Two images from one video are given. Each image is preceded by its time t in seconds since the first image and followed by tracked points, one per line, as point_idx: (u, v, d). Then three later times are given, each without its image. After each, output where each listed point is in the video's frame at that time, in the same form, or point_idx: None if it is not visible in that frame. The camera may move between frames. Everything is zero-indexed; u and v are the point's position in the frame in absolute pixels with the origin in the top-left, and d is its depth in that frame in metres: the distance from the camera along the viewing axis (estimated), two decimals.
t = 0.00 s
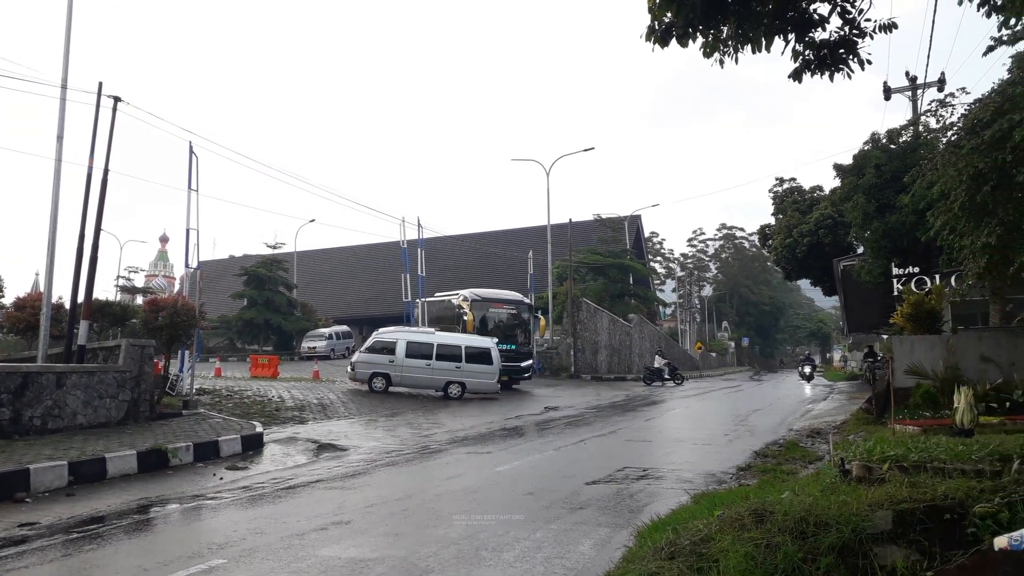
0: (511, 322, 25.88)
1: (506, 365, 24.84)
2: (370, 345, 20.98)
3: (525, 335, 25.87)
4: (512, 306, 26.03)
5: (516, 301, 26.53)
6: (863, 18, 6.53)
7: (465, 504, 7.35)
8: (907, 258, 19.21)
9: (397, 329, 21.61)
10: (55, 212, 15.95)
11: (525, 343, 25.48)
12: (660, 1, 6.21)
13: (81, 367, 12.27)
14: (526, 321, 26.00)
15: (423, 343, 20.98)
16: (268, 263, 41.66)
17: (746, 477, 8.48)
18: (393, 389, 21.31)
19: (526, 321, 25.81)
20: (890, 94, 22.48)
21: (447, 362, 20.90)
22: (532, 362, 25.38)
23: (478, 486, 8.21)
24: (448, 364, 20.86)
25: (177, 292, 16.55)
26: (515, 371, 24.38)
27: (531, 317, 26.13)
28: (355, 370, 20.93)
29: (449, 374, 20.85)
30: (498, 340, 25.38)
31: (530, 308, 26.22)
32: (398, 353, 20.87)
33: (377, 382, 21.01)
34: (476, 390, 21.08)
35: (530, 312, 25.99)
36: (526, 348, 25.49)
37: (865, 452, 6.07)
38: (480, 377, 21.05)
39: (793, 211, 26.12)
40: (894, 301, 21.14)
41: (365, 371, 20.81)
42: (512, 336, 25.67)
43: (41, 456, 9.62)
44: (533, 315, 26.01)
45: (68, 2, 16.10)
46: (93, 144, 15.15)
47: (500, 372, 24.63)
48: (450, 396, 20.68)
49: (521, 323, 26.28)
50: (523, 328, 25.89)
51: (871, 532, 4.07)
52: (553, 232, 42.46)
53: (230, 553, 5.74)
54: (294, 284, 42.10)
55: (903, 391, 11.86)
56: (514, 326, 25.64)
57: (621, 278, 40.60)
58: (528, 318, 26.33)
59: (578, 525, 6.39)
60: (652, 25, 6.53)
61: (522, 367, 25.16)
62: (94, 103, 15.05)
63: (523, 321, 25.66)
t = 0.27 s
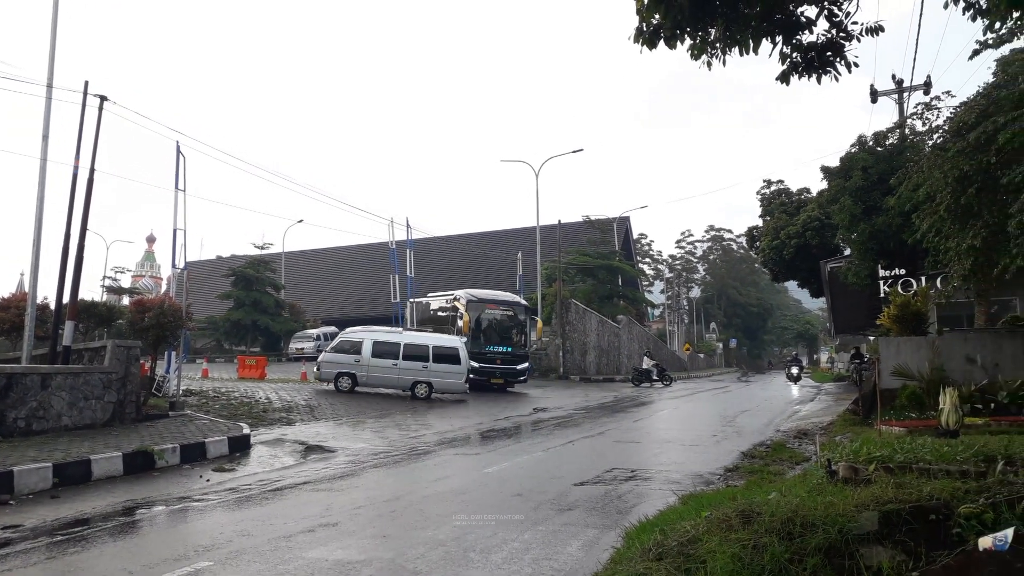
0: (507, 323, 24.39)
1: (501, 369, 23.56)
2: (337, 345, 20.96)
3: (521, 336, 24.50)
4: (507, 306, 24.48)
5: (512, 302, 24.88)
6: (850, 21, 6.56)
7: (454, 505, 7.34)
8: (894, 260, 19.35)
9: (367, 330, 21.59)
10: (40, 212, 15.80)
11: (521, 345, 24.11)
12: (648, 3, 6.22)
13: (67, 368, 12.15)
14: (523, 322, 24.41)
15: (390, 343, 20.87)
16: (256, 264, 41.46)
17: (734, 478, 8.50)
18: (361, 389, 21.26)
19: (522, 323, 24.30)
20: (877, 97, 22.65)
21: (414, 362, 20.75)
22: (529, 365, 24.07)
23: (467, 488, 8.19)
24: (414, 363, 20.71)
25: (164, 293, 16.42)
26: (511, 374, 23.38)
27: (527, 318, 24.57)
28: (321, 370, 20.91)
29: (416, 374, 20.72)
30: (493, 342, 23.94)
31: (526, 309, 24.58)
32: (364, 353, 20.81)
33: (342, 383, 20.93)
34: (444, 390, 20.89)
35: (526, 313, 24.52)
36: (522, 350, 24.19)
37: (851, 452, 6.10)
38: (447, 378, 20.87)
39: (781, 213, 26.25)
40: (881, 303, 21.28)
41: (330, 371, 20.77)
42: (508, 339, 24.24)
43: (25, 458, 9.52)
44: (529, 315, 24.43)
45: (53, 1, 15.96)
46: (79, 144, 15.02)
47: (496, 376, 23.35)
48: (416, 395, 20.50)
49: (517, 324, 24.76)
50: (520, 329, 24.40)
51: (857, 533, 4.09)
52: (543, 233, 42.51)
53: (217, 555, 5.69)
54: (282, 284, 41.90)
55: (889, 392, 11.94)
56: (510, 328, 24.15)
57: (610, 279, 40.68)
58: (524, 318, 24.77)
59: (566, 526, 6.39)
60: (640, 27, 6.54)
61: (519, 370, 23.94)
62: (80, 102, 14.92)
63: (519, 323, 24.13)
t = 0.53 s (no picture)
0: (505, 322, 23.65)
1: (500, 369, 23.04)
2: (304, 342, 20.90)
3: (519, 334, 23.82)
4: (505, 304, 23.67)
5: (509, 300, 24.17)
6: (840, 21, 6.59)
7: (444, 504, 7.32)
8: (883, 260, 19.46)
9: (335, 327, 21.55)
10: (28, 210, 15.67)
11: (520, 345, 23.56)
12: (640, 2, 6.21)
13: (54, 366, 12.06)
14: (521, 321, 23.79)
15: (358, 340, 20.89)
16: (246, 262, 41.27)
17: (724, 476, 8.53)
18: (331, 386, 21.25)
19: (521, 321, 23.68)
20: (866, 97, 22.77)
21: (384, 359, 20.78)
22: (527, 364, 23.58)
23: (457, 486, 8.18)
24: (383, 360, 20.73)
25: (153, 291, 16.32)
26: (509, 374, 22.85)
27: (525, 316, 23.95)
28: (289, 368, 20.84)
29: (386, 371, 20.73)
30: (491, 342, 23.36)
31: (524, 308, 23.92)
32: (333, 351, 20.79)
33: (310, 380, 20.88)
34: (414, 386, 20.91)
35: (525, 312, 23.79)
36: (520, 349, 23.58)
37: (840, 451, 6.13)
38: (416, 374, 20.89)
39: (771, 213, 26.35)
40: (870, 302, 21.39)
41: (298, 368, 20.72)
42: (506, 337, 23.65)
43: (12, 457, 9.45)
44: (528, 314, 23.77)
45: None
46: (68, 140, 14.90)
47: (494, 376, 22.84)
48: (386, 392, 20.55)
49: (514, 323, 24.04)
50: (518, 328, 23.79)
51: (846, 531, 4.10)
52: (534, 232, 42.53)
53: (206, 555, 5.66)
54: (272, 283, 41.70)
55: (878, 391, 12.01)
56: (508, 327, 23.50)
57: (601, 278, 40.73)
58: (521, 316, 24.13)
59: (556, 525, 6.39)
60: (631, 26, 6.54)
61: (517, 370, 23.35)
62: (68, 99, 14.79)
63: (517, 322, 23.48)
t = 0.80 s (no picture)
0: (506, 322, 23.31)
1: (501, 370, 22.78)
2: (280, 340, 20.91)
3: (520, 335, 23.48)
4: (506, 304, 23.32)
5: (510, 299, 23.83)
6: (835, 21, 6.61)
7: (440, 504, 7.32)
8: (878, 259, 19.51)
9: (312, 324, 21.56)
10: (22, 209, 15.61)
11: (521, 345, 23.29)
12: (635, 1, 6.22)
13: (49, 366, 12.02)
14: (522, 321, 23.51)
15: (333, 338, 20.89)
16: (241, 262, 41.18)
17: (719, 475, 8.55)
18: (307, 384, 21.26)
19: (522, 322, 23.40)
20: (861, 98, 22.84)
21: (359, 356, 20.76)
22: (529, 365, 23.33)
23: (453, 486, 8.17)
24: (358, 358, 20.72)
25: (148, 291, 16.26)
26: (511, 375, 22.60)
27: (526, 317, 23.66)
28: (265, 366, 20.86)
29: (361, 369, 20.72)
30: (492, 342, 22.98)
31: (525, 308, 23.63)
32: (308, 348, 20.80)
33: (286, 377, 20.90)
34: (390, 383, 20.89)
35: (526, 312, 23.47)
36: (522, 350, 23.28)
37: (835, 450, 6.15)
38: (391, 372, 20.85)
39: (766, 213, 26.40)
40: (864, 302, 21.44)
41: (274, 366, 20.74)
42: (507, 338, 23.34)
43: (7, 457, 9.42)
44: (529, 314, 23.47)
45: None
46: (62, 139, 14.84)
47: (496, 377, 22.58)
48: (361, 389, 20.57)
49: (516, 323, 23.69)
50: (519, 328, 23.50)
51: (842, 530, 4.11)
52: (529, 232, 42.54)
53: (201, 555, 5.65)
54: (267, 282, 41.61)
55: (873, 391, 12.05)
56: (509, 328, 23.18)
57: (596, 278, 40.75)
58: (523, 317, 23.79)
59: (552, 524, 6.39)
60: (627, 25, 6.54)
61: (519, 371, 23.07)
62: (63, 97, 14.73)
63: (518, 323, 23.19)
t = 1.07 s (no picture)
0: (512, 321, 23.08)
1: (508, 370, 22.63)
2: (259, 337, 20.98)
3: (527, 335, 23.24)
4: (512, 304, 23.12)
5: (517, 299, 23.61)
6: (836, 20, 6.60)
7: (441, 502, 7.33)
8: (879, 259, 19.50)
9: (291, 322, 21.63)
10: (22, 208, 15.61)
11: (528, 345, 23.08)
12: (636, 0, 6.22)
13: (49, 365, 12.01)
14: (529, 320, 23.30)
15: (314, 334, 20.99)
16: (241, 261, 41.18)
17: (720, 474, 8.55)
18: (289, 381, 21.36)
19: (528, 321, 23.20)
20: (862, 96, 22.82)
21: (339, 353, 20.85)
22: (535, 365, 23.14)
23: (454, 485, 8.19)
24: (338, 354, 20.80)
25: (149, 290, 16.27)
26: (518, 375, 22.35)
27: (533, 316, 23.44)
28: (245, 363, 20.92)
29: (341, 365, 20.79)
30: (499, 342, 22.75)
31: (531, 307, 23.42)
32: (288, 345, 20.88)
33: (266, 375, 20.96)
34: (370, 380, 20.95)
35: (532, 311, 23.21)
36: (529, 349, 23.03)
37: (835, 450, 6.15)
38: (372, 368, 20.91)
39: (767, 212, 26.39)
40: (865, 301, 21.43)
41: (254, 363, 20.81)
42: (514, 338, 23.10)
43: (8, 456, 9.42)
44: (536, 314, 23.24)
45: None
46: (62, 138, 14.83)
47: (502, 377, 22.42)
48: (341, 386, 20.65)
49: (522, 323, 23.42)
50: (525, 327, 23.30)
51: (843, 530, 4.11)
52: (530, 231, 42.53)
53: (202, 554, 5.64)
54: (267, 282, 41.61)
55: (874, 390, 12.06)
56: (516, 327, 22.98)
57: (597, 277, 40.73)
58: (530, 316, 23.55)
59: (552, 523, 6.39)
60: (627, 24, 6.54)
61: (526, 371, 22.83)
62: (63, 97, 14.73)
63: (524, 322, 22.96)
